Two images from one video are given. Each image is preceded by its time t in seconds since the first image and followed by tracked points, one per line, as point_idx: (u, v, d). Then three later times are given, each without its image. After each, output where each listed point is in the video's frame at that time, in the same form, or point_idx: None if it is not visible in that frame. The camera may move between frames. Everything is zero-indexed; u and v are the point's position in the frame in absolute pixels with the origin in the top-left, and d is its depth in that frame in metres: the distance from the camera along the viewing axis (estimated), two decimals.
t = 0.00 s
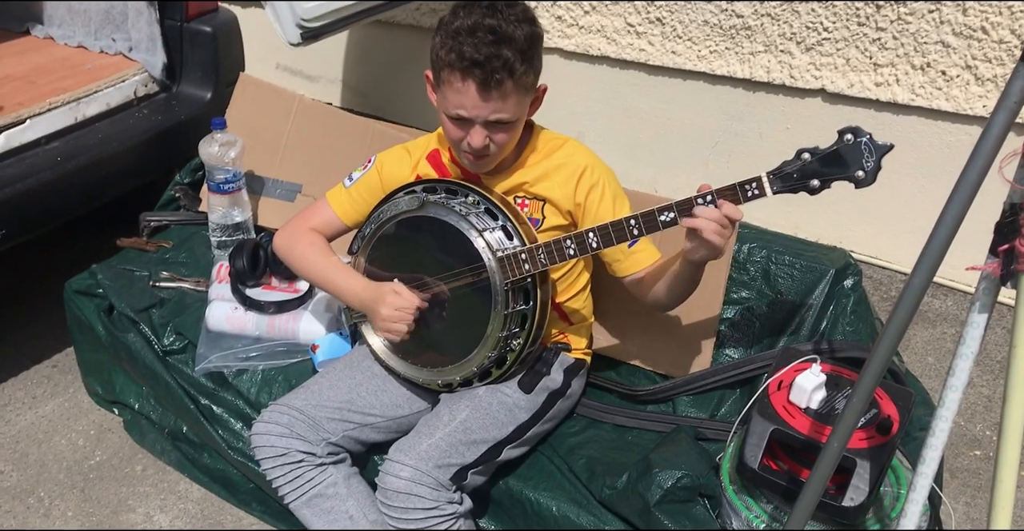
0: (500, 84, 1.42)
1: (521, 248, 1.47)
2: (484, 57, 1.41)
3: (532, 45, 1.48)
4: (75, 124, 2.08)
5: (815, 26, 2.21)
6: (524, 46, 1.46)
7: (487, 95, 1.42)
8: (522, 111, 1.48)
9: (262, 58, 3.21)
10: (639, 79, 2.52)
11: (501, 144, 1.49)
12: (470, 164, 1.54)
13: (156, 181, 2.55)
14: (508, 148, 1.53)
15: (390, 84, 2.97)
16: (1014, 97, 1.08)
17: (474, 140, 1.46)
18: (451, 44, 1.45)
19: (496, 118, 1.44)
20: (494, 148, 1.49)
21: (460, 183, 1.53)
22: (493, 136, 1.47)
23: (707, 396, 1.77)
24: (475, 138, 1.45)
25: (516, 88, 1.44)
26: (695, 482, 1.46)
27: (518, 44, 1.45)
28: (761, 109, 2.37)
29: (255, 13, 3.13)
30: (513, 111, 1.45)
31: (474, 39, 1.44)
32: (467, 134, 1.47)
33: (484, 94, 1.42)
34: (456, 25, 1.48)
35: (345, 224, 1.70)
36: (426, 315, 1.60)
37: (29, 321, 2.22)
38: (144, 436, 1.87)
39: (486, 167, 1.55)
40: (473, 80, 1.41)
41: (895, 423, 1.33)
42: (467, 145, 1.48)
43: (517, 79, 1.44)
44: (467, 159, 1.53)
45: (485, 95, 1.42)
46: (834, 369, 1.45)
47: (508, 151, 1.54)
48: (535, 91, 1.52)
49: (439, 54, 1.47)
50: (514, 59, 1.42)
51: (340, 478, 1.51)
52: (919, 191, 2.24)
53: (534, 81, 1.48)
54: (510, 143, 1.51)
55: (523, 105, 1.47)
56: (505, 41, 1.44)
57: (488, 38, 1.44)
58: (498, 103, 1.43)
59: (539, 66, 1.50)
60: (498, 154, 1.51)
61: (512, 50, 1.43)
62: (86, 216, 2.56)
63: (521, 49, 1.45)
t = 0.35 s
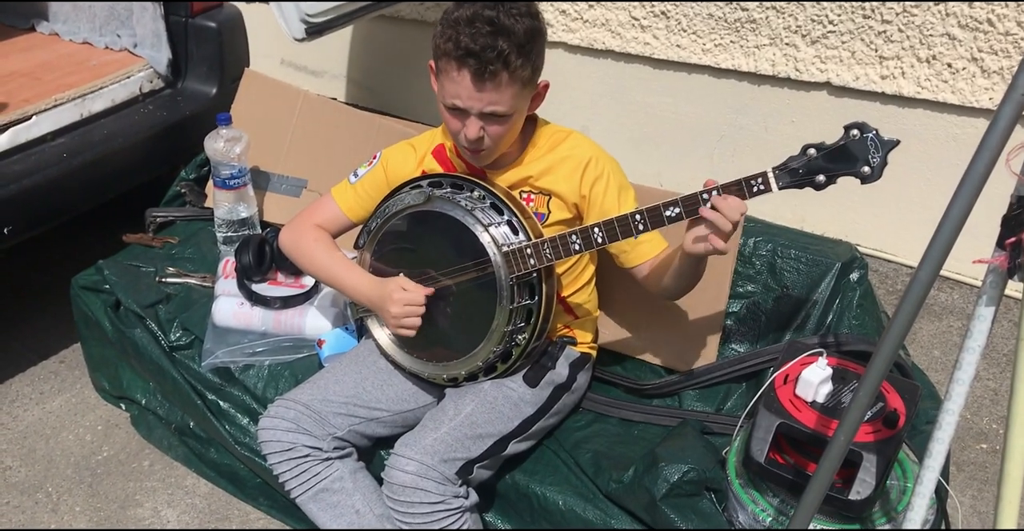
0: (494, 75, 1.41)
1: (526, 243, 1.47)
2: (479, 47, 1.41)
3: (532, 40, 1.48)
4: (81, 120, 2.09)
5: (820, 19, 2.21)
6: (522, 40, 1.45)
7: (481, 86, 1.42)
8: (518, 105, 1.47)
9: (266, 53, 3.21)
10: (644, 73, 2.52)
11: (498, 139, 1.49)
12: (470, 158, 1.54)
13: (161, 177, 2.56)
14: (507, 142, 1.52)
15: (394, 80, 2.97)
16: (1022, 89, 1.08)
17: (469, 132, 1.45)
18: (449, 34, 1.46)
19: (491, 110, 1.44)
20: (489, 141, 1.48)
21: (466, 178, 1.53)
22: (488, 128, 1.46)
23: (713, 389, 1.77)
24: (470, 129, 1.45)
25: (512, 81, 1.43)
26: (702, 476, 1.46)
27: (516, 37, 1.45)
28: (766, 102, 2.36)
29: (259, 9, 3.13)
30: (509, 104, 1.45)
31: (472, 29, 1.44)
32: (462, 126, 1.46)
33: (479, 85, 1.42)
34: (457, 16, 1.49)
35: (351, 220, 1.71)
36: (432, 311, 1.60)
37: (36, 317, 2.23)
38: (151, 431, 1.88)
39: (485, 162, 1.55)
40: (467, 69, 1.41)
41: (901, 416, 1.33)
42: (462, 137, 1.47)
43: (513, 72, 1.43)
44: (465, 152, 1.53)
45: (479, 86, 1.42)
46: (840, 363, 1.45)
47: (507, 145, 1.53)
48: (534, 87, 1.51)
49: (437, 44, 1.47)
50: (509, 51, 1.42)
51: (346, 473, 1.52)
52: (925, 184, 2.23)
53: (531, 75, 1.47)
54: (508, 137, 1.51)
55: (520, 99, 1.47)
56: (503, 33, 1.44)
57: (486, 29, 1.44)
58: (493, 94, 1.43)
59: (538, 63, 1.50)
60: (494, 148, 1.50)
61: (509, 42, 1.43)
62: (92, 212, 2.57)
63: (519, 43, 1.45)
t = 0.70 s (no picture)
0: (488, 68, 1.41)
1: (531, 238, 1.47)
2: (475, 40, 1.41)
3: (530, 37, 1.47)
4: (84, 119, 2.09)
5: (824, 13, 2.20)
6: (521, 37, 1.45)
7: (475, 79, 1.41)
8: (514, 101, 1.46)
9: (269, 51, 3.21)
10: (647, 68, 2.51)
11: (494, 134, 1.48)
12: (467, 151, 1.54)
13: (165, 175, 2.56)
14: (505, 137, 1.52)
15: (397, 77, 2.97)
16: None
17: (462, 124, 1.45)
18: (447, 27, 1.46)
19: (485, 104, 1.43)
20: (484, 135, 1.47)
21: (469, 173, 1.52)
22: (482, 122, 1.45)
23: (718, 385, 1.76)
24: (464, 121, 1.45)
25: (506, 75, 1.43)
26: (707, 472, 1.45)
27: (514, 33, 1.44)
28: (770, 97, 2.36)
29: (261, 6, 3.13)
30: (503, 99, 1.44)
31: (470, 22, 1.44)
32: (457, 118, 1.46)
33: (472, 78, 1.41)
34: (459, 9, 1.49)
35: (355, 218, 1.70)
36: (438, 307, 1.60)
37: (40, 316, 2.23)
38: (156, 429, 1.88)
39: (484, 155, 1.54)
40: (461, 61, 1.41)
41: (908, 411, 1.32)
42: (457, 129, 1.47)
43: (508, 67, 1.42)
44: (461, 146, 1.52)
45: (472, 79, 1.41)
46: (846, 357, 1.45)
47: (504, 141, 1.52)
48: (533, 85, 1.50)
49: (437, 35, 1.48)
50: (504, 45, 1.42)
51: (352, 470, 1.51)
52: (930, 178, 2.23)
53: (528, 72, 1.46)
54: (506, 132, 1.50)
55: (515, 95, 1.46)
56: (501, 28, 1.44)
57: (484, 23, 1.44)
58: (487, 88, 1.42)
59: (537, 60, 1.48)
60: (489, 142, 1.49)
61: (506, 37, 1.42)
62: (95, 210, 2.57)
63: (516, 39, 1.44)
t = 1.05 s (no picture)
0: (480, 63, 1.41)
1: (533, 234, 1.47)
2: (469, 34, 1.41)
3: (528, 37, 1.45)
4: (84, 116, 2.10)
5: (825, 8, 2.20)
6: (517, 35, 1.44)
7: (467, 73, 1.42)
8: (508, 99, 1.45)
9: (270, 48, 3.21)
10: (648, 65, 2.51)
11: (488, 130, 1.47)
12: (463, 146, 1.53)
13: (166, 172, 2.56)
14: (502, 134, 1.51)
15: (397, 73, 2.96)
16: None
17: (454, 117, 1.45)
18: (446, 22, 1.47)
19: (478, 99, 1.43)
20: (477, 129, 1.47)
21: (472, 169, 1.52)
22: (474, 116, 1.45)
23: (719, 381, 1.76)
24: (456, 114, 1.45)
25: (499, 71, 1.42)
26: (708, 468, 1.44)
27: (511, 31, 1.44)
28: (771, 94, 2.35)
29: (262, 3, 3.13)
30: (496, 95, 1.43)
31: (468, 17, 1.45)
32: (451, 112, 1.46)
33: (464, 72, 1.41)
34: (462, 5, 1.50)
35: (356, 214, 1.70)
36: (440, 303, 1.60)
37: (41, 313, 2.23)
38: (157, 426, 1.88)
39: (483, 151, 1.54)
40: (454, 55, 1.41)
41: (908, 407, 1.32)
42: (451, 123, 1.47)
43: (501, 64, 1.42)
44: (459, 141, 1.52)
45: (464, 73, 1.42)
46: (847, 353, 1.45)
47: (502, 139, 1.52)
48: (530, 87, 1.49)
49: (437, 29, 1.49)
50: (498, 42, 1.41)
51: (352, 467, 1.52)
52: (931, 174, 2.22)
53: (523, 70, 1.45)
54: (502, 129, 1.49)
55: (509, 92, 1.45)
56: (498, 24, 1.44)
57: (481, 19, 1.44)
58: (479, 83, 1.42)
59: (536, 60, 1.47)
60: (483, 138, 1.48)
61: (501, 34, 1.42)
62: (96, 208, 2.57)
63: (512, 37, 1.43)
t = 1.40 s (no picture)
0: (485, 63, 1.41)
1: (539, 233, 1.47)
2: (475, 33, 1.41)
3: (535, 38, 1.45)
4: (89, 116, 2.10)
5: (831, 7, 2.19)
6: (523, 36, 1.43)
7: (472, 73, 1.42)
8: (512, 99, 1.45)
9: (274, 48, 3.22)
10: (653, 64, 2.51)
11: (493, 129, 1.48)
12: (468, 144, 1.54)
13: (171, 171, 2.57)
14: (506, 133, 1.51)
15: (402, 72, 2.96)
16: None
17: (459, 116, 1.46)
18: (454, 19, 1.47)
19: (482, 99, 1.43)
20: (481, 128, 1.47)
21: (477, 169, 1.52)
22: (479, 115, 1.45)
23: (724, 381, 1.76)
24: (461, 113, 1.45)
25: (503, 72, 1.42)
26: (713, 468, 1.45)
27: (517, 32, 1.43)
28: (776, 93, 2.35)
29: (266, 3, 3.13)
30: (501, 95, 1.43)
31: (476, 16, 1.45)
32: (455, 109, 1.47)
33: (469, 71, 1.42)
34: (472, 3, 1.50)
35: (362, 211, 1.71)
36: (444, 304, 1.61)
37: (47, 312, 2.24)
38: (163, 425, 1.89)
39: (488, 150, 1.54)
40: (459, 54, 1.41)
41: (914, 407, 1.31)
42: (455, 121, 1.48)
43: (506, 65, 1.42)
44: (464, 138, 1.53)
45: (469, 72, 1.42)
46: (853, 353, 1.44)
47: (507, 138, 1.52)
48: (533, 87, 1.48)
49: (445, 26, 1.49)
50: (503, 43, 1.41)
51: (358, 466, 1.52)
52: (937, 174, 2.22)
53: (528, 72, 1.45)
54: (507, 129, 1.49)
55: (513, 93, 1.45)
56: (505, 24, 1.44)
57: (488, 18, 1.44)
58: (483, 82, 1.42)
59: (542, 61, 1.47)
60: (488, 137, 1.49)
61: (507, 35, 1.42)
62: (101, 207, 2.58)
63: (518, 38, 1.43)
